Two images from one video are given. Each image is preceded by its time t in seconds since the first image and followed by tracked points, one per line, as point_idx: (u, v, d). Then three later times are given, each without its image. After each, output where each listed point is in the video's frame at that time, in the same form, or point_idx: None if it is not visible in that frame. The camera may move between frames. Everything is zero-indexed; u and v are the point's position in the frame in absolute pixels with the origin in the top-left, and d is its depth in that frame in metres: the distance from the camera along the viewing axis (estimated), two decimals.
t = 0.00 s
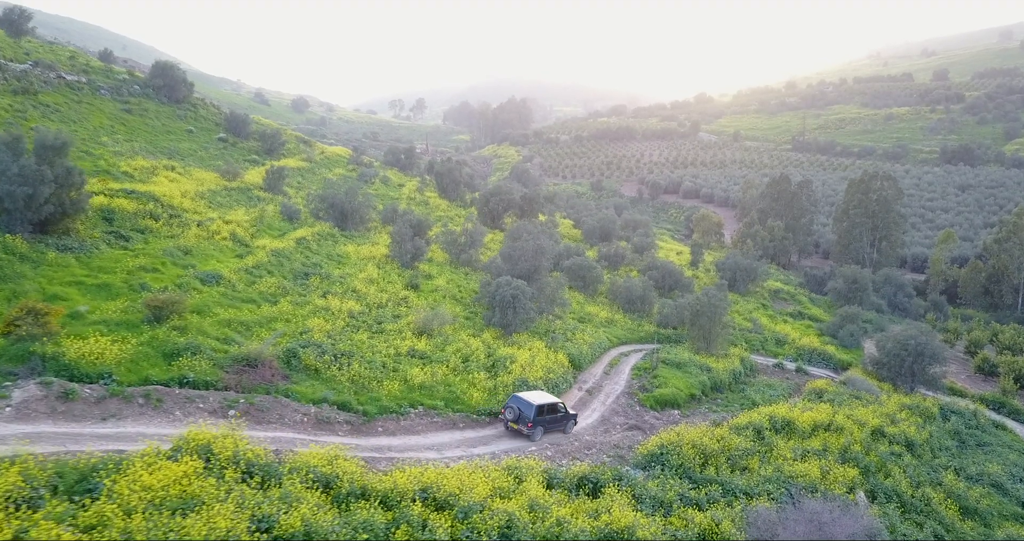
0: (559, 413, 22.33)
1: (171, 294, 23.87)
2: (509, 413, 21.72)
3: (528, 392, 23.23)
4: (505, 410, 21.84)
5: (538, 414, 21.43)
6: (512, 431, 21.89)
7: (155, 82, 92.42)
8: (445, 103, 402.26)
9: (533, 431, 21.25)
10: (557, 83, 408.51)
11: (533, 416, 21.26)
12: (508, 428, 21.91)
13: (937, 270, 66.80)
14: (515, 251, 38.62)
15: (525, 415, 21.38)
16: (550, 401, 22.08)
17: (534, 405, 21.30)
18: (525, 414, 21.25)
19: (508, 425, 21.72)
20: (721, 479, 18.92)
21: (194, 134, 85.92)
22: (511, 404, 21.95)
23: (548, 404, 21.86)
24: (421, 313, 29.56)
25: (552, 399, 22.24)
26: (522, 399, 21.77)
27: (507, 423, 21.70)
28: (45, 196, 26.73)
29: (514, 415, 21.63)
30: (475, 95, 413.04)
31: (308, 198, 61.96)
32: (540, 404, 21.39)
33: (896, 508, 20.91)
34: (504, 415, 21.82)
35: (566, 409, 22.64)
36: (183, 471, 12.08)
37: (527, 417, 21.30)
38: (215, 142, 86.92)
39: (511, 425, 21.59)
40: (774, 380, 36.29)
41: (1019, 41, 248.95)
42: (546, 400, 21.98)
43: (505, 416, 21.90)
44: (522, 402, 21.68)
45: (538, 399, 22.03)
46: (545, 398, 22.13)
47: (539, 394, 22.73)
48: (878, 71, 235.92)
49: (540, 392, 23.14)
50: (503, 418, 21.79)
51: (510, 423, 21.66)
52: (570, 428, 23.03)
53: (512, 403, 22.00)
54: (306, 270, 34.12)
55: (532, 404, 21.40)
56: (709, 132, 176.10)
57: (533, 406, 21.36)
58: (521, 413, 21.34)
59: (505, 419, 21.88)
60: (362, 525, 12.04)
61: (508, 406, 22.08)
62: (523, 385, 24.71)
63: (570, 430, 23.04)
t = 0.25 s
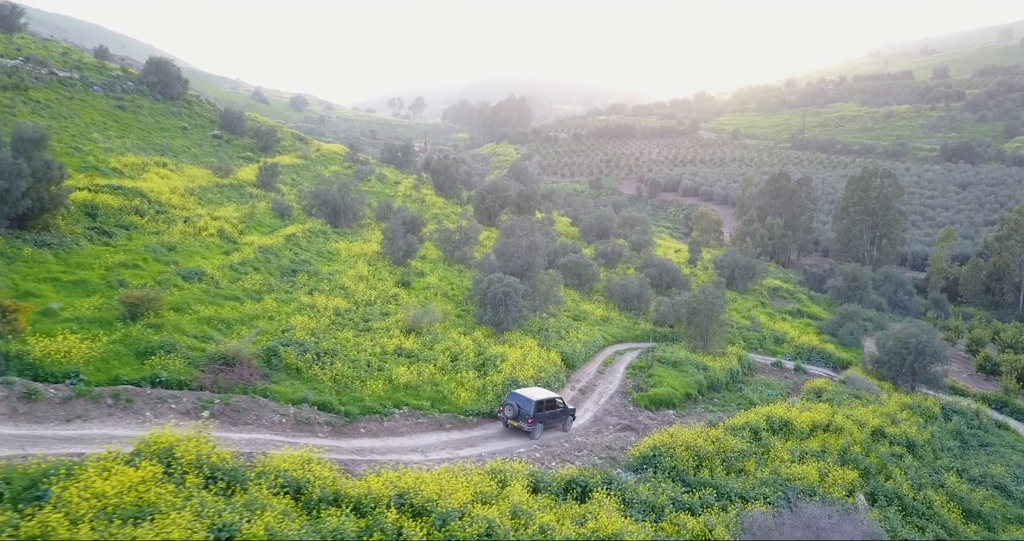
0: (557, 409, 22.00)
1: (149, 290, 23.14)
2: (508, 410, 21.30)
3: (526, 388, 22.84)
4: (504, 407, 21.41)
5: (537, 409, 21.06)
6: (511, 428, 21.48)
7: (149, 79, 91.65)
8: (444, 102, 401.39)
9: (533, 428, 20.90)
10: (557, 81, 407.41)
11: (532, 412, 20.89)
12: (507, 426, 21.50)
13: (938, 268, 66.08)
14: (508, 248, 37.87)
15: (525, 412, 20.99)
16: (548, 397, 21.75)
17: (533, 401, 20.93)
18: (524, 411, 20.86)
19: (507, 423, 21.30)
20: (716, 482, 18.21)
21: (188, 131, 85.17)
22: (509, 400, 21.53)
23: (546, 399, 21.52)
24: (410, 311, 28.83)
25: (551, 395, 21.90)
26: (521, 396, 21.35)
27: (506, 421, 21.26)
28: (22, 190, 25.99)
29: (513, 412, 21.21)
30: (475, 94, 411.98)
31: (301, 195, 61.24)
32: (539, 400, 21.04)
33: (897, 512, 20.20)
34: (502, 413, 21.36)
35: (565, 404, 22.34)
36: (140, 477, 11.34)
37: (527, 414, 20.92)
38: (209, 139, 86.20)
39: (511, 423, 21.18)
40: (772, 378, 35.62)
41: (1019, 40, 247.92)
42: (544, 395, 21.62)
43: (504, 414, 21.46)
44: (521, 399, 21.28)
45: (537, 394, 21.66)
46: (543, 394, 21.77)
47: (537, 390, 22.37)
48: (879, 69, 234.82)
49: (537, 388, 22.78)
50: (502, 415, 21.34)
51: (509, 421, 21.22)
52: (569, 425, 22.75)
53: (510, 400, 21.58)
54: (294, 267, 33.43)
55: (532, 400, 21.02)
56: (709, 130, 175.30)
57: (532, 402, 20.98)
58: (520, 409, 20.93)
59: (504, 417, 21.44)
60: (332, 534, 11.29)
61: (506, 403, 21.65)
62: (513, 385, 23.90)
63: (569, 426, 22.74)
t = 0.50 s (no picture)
0: (556, 407, 21.74)
1: (128, 287, 22.50)
2: (507, 409, 20.96)
3: (524, 387, 22.52)
4: (503, 406, 21.07)
5: (537, 409, 20.77)
6: (509, 428, 21.16)
7: (144, 76, 91.03)
8: (444, 101, 400.55)
9: (533, 427, 20.61)
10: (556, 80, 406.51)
11: (532, 412, 20.58)
12: (506, 425, 21.15)
13: (938, 267, 65.43)
14: (501, 245, 37.18)
15: (525, 411, 20.68)
16: (547, 395, 21.46)
17: (533, 401, 20.59)
18: (524, 410, 20.54)
19: (507, 422, 20.95)
20: (710, 485, 17.57)
21: (183, 128, 84.55)
22: (508, 399, 21.18)
23: (545, 398, 21.22)
24: (400, 308, 28.17)
25: (550, 393, 21.60)
26: (520, 395, 21.01)
27: (505, 420, 20.92)
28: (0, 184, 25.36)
29: (512, 411, 20.88)
30: (474, 92, 411.11)
31: (295, 191, 60.62)
32: (539, 399, 20.75)
33: (898, 515, 19.55)
34: (501, 412, 21.02)
35: (563, 403, 22.09)
36: (95, 484, 10.71)
37: (527, 413, 20.61)
38: (204, 136, 85.61)
39: (510, 422, 20.86)
40: (770, 377, 35.00)
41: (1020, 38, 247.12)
42: (544, 394, 21.30)
43: (503, 413, 21.10)
44: (520, 398, 20.94)
45: (536, 393, 21.35)
46: (542, 393, 21.46)
47: (536, 388, 22.05)
48: (879, 67, 234.03)
49: (535, 386, 22.48)
50: (501, 415, 20.99)
51: (508, 420, 20.88)
52: (567, 422, 22.54)
53: (509, 398, 21.23)
54: (283, 264, 32.81)
55: (531, 399, 20.70)
56: (708, 128, 174.53)
57: (532, 401, 20.65)
58: (520, 409, 20.61)
59: (503, 416, 21.08)
60: None
61: (506, 402, 21.26)
62: (503, 385, 23.16)
63: (568, 424, 22.53)
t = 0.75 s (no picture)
0: (554, 405, 21.39)
1: (101, 282, 21.75)
2: (504, 408, 20.55)
3: (521, 384, 22.13)
4: (499, 405, 20.65)
5: (534, 407, 20.40)
6: (506, 426, 20.80)
7: (137, 71, 90.08)
8: (443, 97, 399.04)
9: (530, 426, 20.25)
10: (556, 76, 405.04)
11: (530, 411, 20.19)
12: (502, 422, 20.75)
13: (938, 263, 64.67)
14: (493, 240, 36.38)
15: (522, 410, 20.30)
16: (544, 393, 21.07)
17: (531, 399, 20.19)
18: (521, 409, 20.15)
19: (504, 421, 20.55)
20: (702, 488, 16.83)
21: (176, 123, 83.63)
22: (505, 398, 20.75)
23: (543, 396, 20.84)
24: (386, 305, 27.41)
25: (547, 390, 21.21)
26: (517, 393, 20.60)
27: (502, 419, 20.52)
28: None
29: (509, 409, 20.47)
30: (473, 89, 409.51)
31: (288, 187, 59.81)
32: (537, 398, 20.36)
33: (897, 518, 18.83)
34: (498, 410, 20.60)
35: (561, 400, 21.73)
36: (35, 492, 9.96)
37: (524, 412, 20.23)
38: (198, 131, 84.72)
39: (506, 420, 20.48)
40: (767, 375, 34.30)
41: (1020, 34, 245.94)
42: (541, 392, 20.90)
43: (499, 411, 20.69)
44: (518, 396, 20.53)
45: (533, 391, 20.95)
46: (540, 391, 21.05)
47: (532, 385, 21.63)
48: (879, 63, 232.87)
49: (532, 383, 22.09)
50: (498, 413, 20.58)
51: (505, 419, 20.49)
52: (564, 419, 22.24)
53: (506, 397, 20.79)
54: (268, 259, 32.03)
55: (529, 397, 20.30)
56: (708, 125, 173.48)
57: (530, 400, 20.24)
58: (518, 408, 20.22)
59: (499, 414, 20.68)
60: None
61: (502, 400, 20.84)
62: (490, 383, 22.37)
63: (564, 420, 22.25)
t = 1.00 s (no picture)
0: (549, 398, 21.17)
1: (75, 277, 21.09)
2: (500, 403, 20.23)
3: (515, 377, 21.81)
4: (495, 399, 20.32)
5: (530, 402, 20.15)
6: (502, 420, 20.48)
7: (130, 65, 89.24)
8: (442, 93, 397.57)
9: (527, 421, 20.02)
10: (555, 72, 403.38)
11: (526, 405, 19.93)
12: (498, 418, 20.43)
13: (938, 258, 63.97)
14: (484, 234, 35.61)
15: (518, 405, 20.02)
16: (540, 387, 20.79)
17: (527, 394, 19.89)
18: (518, 404, 19.86)
19: (499, 416, 20.25)
20: (693, 490, 16.16)
21: (170, 118, 82.80)
22: (501, 392, 20.40)
23: (539, 390, 20.55)
24: (373, 300, 26.72)
25: (542, 384, 20.92)
26: (513, 387, 20.26)
27: (498, 414, 20.22)
28: None
29: (505, 404, 20.16)
30: (472, 85, 407.94)
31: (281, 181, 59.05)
32: (533, 392, 20.08)
33: (896, 518, 18.19)
34: (493, 405, 20.27)
35: (556, 393, 21.49)
36: None
37: (520, 407, 19.95)
38: (192, 126, 83.91)
39: (502, 415, 20.18)
40: (765, 371, 33.66)
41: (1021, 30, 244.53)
42: (536, 386, 20.61)
43: (495, 406, 20.37)
44: (513, 390, 20.20)
45: (529, 385, 20.64)
46: (535, 385, 20.75)
47: (527, 379, 21.32)
48: (879, 59, 231.53)
49: (527, 377, 21.80)
50: (493, 408, 20.23)
51: (501, 414, 20.19)
52: (559, 412, 22.04)
53: (501, 391, 20.42)
54: (255, 254, 31.35)
55: (525, 392, 20.00)
56: (707, 120, 172.41)
57: (526, 395, 19.95)
58: (514, 403, 19.93)
59: (495, 409, 20.37)
60: None
61: (497, 395, 20.46)
62: (478, 380, 21.70)
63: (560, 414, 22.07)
